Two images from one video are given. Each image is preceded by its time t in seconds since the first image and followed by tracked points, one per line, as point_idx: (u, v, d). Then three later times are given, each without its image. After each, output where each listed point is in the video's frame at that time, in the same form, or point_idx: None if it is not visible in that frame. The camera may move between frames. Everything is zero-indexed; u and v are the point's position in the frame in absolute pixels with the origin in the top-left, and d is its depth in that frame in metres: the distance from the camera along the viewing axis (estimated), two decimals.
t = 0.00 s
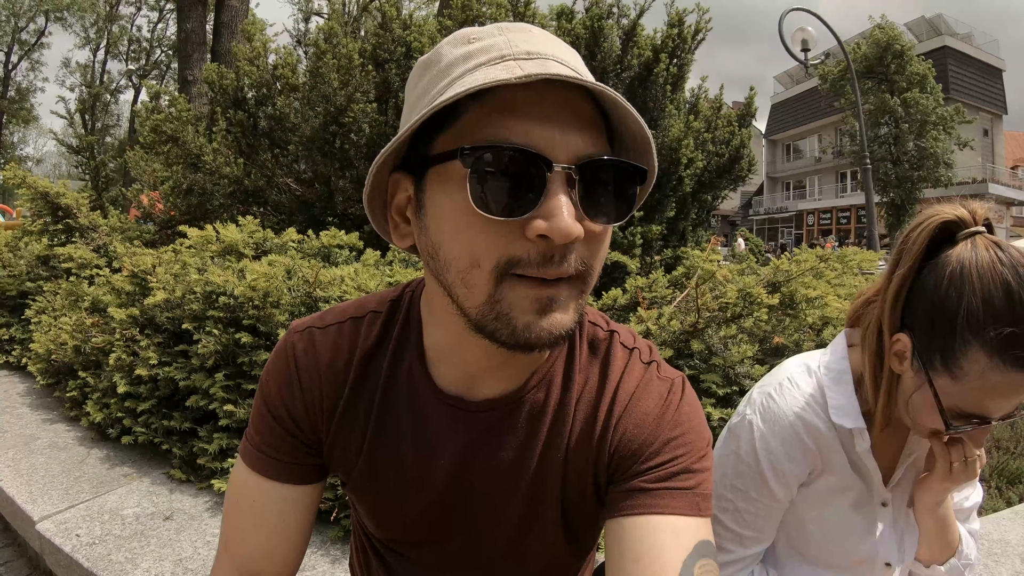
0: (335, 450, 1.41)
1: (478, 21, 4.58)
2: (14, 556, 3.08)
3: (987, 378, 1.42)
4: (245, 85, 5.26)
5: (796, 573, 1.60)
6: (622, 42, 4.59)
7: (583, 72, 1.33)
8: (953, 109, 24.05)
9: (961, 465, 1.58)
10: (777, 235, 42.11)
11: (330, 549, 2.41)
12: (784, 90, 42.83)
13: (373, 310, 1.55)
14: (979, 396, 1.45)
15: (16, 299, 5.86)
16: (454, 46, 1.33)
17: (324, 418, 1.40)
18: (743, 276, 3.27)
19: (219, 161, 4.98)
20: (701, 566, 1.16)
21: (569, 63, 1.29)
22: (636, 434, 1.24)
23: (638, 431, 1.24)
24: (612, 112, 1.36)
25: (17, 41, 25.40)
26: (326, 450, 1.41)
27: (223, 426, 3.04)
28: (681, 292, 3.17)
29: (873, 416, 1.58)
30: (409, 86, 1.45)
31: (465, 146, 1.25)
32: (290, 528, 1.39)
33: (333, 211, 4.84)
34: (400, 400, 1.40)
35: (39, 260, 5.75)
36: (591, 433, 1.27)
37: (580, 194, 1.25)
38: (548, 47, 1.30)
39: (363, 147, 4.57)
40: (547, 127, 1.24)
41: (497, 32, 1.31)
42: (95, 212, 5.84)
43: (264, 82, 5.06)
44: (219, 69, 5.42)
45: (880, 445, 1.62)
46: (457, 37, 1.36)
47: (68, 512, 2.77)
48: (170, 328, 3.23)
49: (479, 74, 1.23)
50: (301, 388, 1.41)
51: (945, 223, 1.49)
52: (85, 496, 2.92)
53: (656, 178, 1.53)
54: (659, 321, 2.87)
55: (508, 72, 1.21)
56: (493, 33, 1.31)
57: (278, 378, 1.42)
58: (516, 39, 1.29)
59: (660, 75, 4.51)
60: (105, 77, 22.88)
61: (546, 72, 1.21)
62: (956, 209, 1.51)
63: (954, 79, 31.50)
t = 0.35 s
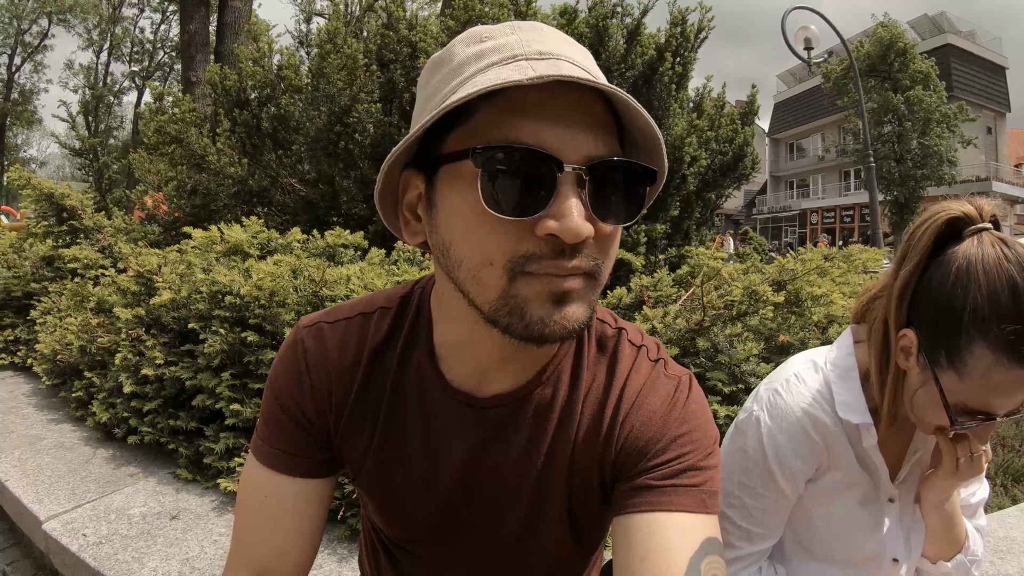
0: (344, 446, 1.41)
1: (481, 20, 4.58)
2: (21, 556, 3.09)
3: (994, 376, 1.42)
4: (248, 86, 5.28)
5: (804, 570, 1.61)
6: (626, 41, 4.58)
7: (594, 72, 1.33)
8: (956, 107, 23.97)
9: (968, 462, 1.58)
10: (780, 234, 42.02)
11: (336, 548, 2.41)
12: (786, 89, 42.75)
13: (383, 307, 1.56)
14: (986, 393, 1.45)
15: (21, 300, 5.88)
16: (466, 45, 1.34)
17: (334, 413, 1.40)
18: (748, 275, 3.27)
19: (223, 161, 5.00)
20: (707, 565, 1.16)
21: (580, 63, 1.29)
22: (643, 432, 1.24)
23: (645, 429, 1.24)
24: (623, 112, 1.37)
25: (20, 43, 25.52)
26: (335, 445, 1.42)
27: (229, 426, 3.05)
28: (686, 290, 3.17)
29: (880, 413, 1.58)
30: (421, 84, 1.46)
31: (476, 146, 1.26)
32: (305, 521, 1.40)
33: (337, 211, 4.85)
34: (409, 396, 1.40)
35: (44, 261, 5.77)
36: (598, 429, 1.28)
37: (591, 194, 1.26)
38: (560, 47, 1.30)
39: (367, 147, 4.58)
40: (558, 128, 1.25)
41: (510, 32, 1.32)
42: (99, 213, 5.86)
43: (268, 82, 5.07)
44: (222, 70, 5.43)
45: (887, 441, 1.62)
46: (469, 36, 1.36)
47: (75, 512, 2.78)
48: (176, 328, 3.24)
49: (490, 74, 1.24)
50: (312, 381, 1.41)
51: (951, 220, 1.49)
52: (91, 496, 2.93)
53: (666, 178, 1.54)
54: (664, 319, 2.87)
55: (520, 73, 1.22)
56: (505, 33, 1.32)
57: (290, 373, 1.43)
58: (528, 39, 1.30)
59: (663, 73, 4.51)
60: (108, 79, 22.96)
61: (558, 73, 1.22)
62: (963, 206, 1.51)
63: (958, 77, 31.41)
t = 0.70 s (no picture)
0: (347, 446, 1.42)
1: (482, 21, 4.58)
2: (22, 557, 3.09)
3: (994, 376, 1.42)
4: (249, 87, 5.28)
5: (805, 569, 1.61)
6: (626, 41, 4.58)
7: (590, 71, 1.33)
8: (956, 107, 23.96)
9: (969, 461, 1.58)
10: (780, 234, 42.01)
11: (338, 549, 2.41)
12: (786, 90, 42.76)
13: (387, 307, 1.56)
14: (984, 393, 1.45)
15: (22, 301, 5.89)
16: (462, 48, 1.34)
17: (337, 413, 1.41)
18: (748, 275, 3.27)
19: (224, 162, 5.00)
20: (706, 565, 1.16)
21: (575, 63, 1.29)
22: (643, 433, 1.24)
23: (645, 430, 1.25)
24: (619, 111, 1.36)
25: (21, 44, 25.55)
26: (339, 445, 1.42)
27: (230, 427, 3.05)
28: (687, 291, 3.17)
29: (880, 413, 1.59)
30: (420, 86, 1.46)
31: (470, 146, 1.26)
32: (309, 522, 1.40)
33: (338, 212, 4.84)
34: (412, 396, 1.41)
35: (44, 261, 5.77)
36: (599, 429, 1.28)
37: (584, 192, 1.26)
38: (554, 47, 1.30)
39: (368, 149, 4.58)
40: (551, 127, 1.25)
41: (505, 33, 1.32)
42: (100, 214, 5.87)
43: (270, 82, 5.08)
44: (223, 70, 5.44)
45: (888, 440, 1.63)
46: (465, 39, 1.36)
47: (76, 512, 2.79)
48: (177, 328, 3.24)
49: (483, 75, 1.24)
50: (316, 381, 1.42)
51: (950, 222, 1.49)
52: (92, 496, 2.93)
53: (663, 177, 1.53)
54: (665, 320, 2.87)
55: (512, 73, 1.22)
56: (500, 34, 1.32)
57: (295, 373, 1.43)
58: (522, 40, 1.30)
59: (663, 73, 4.51)
60: (108, 80, 22.98)
61: (551, 73, 1.22)
62: (963, 207, 1.51)
63: (958, 76, 31.41)
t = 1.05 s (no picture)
0: (351, 444, 1.42)
1: (483, 24, 4.59)
2: (22, 558, 3.09)
3: (986, 375, 1.43)
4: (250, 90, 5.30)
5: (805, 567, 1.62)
6: (625, 44, 4.60)
7: (589, 71, 1.32)
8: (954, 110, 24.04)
9: (966, 460, 1.59)
10: (778, 238, 42.09)
11: (338, 550, 2.42)
12: (785, 93, 42.87)
13: (391, 306, 1.57)
14: (980, 392, 1.46)
15: (21, 302, 5.89)
16: (472, 51, 1.37)
17: (342, 410, 1.41)
18: (747, 278, 3.28)
19: (224, 164, 5.01)
20: (706, 562, 1.16)
21: (570, 62, 1.29)
22: (643, 431, 1.25)
23: (645, 427, 1.26)
24: (616, 110, 1.35)
25: (20, 46, 25.58)
26: (343, 442, 1.43)
27: (230, 429, 3.06)
28: (686, 294, 3.18)
29: (879, 412, 1.60)
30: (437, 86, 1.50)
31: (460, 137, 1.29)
32: (313, 520, 1.40)
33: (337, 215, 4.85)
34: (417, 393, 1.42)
35: (44, 263, 5.78)
36: (600, 427, 1.29)
37: (565, 184, 1.25)
38: (553, 48, 1.30)
39: (368, 152, 4.60)
40: (536, 121, 1.25)
41: (512, 38, 1.33)
42: (99, 216, 5.88)
43: (270, 85, 5.10)
44: (223, 73, 5.46)
45: (886, 440, 1.64)
46: (477, 44, 1.39)
47: (76, 514, 2.79)
48: (177, 330, 3.24)
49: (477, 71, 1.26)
50: (321, 378, 1.42)
51: (948, 223, 1.50)
52: (92, 498, 2.93)
53: (665, 177, 1.51)
54: (664, 322, 2.88)
55: (500, 69, 1.24)
56: (507, 37, 1.33)
57: (300, 369, 1.44)
58: (525, 41, 1.31)
59: (662, 77, 4.53)
60: (108, 82, 23.02)
61: (539, 69, 1.23)
62: (962, 210, 1.52)
63: (956, 80, 31.52)
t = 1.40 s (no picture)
0: (354, 448, 1.42)
1: (480, 32, 4.61)
2: (17, 566, 3.07)
3: (985, 380, 1.44)
4: (247, 96, 5.31)
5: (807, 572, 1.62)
6: (622, 52, 4.63)
7: (591, 82, 1.33)
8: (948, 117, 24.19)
9: (965, 465, 1.60)
10: (775, 244, 42.23)
11: (337, 558, 2.41)
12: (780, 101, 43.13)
13: (396, 312, 1.57)
14: (979, 397, 1.47)
15: (17, 308, 5.87)
16: (475, 61, 1.38)
17: (346, 415, 1.42)
18: (744, 285, 3.30)
19: (222, 170, 5.01)
20: (706, 565, 1.17)
21: (572, 72, 1.30)
22: (644, 436, 1.26)
23: (646, 433, 1.26)
24: (618, 121, 1.36)
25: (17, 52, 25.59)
26: (347, 446, 1.43)
27: (228, 436, 3.05)
28: (684, 300, 3.20)
29: (880, 418, 1.61)
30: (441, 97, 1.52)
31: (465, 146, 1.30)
32: (317, 524, 1.40)
33: (335, 222, 4.85)
34: (420, 399, 1.42)
35: (40, 269, 5.76)
36: (601, 432, 1.29)
37: (570, 193, 1.26)
38: (556, 58, 1.31)
39: (367, 160, 4.61)
40: (540, 130, 1.26)
41: (515, 49, 1.35)
42: (96, 222, 5.87)
43: (268, 92, 5.12)
44: (221, 80, 5.48)
45: (886, 446, 1.64)
46: (480, 54, 1.40)
47: (73, 521, 2.77)
48: (175, 337, 3.24)
49: (481, 83, 1.28)
50: (325, 383, 1.42)
51: (948, 230, 1.52)
52: (89, 505, 2.92)
53: (667, 187, 1.52)
54: (662, 330, 2.89)
55: (504, 79, 1.25)
56: (510, 48, 1.35)
57: (304, 374, 1.44)
58: (527, 52, 1.32)
59: (658, 85, 4.56)
60: (104, 88, 23.02)
61: (542, 80, 1.24)
62: (961, 217, 1.53)
63: (950, 88, 31.76)
